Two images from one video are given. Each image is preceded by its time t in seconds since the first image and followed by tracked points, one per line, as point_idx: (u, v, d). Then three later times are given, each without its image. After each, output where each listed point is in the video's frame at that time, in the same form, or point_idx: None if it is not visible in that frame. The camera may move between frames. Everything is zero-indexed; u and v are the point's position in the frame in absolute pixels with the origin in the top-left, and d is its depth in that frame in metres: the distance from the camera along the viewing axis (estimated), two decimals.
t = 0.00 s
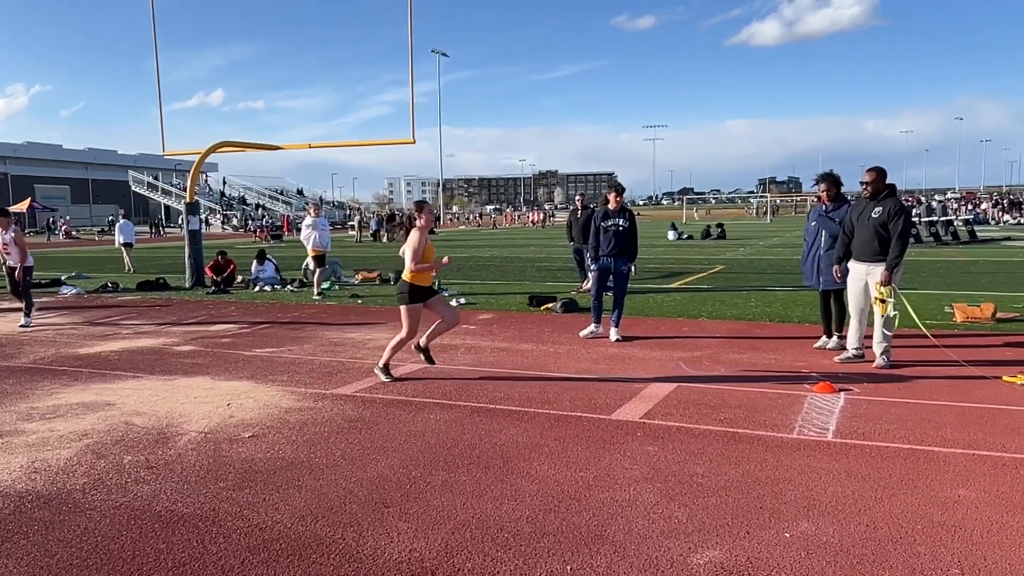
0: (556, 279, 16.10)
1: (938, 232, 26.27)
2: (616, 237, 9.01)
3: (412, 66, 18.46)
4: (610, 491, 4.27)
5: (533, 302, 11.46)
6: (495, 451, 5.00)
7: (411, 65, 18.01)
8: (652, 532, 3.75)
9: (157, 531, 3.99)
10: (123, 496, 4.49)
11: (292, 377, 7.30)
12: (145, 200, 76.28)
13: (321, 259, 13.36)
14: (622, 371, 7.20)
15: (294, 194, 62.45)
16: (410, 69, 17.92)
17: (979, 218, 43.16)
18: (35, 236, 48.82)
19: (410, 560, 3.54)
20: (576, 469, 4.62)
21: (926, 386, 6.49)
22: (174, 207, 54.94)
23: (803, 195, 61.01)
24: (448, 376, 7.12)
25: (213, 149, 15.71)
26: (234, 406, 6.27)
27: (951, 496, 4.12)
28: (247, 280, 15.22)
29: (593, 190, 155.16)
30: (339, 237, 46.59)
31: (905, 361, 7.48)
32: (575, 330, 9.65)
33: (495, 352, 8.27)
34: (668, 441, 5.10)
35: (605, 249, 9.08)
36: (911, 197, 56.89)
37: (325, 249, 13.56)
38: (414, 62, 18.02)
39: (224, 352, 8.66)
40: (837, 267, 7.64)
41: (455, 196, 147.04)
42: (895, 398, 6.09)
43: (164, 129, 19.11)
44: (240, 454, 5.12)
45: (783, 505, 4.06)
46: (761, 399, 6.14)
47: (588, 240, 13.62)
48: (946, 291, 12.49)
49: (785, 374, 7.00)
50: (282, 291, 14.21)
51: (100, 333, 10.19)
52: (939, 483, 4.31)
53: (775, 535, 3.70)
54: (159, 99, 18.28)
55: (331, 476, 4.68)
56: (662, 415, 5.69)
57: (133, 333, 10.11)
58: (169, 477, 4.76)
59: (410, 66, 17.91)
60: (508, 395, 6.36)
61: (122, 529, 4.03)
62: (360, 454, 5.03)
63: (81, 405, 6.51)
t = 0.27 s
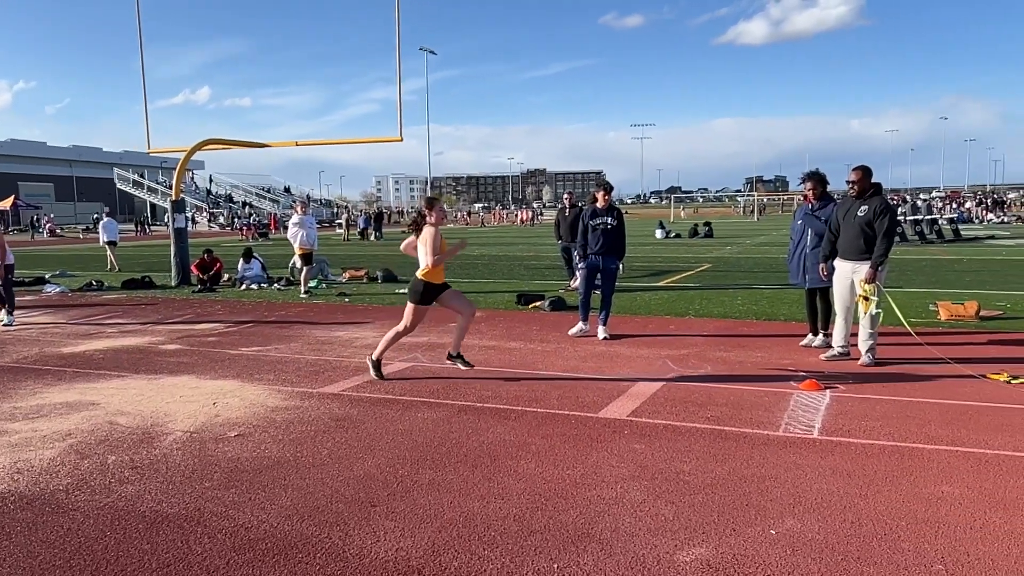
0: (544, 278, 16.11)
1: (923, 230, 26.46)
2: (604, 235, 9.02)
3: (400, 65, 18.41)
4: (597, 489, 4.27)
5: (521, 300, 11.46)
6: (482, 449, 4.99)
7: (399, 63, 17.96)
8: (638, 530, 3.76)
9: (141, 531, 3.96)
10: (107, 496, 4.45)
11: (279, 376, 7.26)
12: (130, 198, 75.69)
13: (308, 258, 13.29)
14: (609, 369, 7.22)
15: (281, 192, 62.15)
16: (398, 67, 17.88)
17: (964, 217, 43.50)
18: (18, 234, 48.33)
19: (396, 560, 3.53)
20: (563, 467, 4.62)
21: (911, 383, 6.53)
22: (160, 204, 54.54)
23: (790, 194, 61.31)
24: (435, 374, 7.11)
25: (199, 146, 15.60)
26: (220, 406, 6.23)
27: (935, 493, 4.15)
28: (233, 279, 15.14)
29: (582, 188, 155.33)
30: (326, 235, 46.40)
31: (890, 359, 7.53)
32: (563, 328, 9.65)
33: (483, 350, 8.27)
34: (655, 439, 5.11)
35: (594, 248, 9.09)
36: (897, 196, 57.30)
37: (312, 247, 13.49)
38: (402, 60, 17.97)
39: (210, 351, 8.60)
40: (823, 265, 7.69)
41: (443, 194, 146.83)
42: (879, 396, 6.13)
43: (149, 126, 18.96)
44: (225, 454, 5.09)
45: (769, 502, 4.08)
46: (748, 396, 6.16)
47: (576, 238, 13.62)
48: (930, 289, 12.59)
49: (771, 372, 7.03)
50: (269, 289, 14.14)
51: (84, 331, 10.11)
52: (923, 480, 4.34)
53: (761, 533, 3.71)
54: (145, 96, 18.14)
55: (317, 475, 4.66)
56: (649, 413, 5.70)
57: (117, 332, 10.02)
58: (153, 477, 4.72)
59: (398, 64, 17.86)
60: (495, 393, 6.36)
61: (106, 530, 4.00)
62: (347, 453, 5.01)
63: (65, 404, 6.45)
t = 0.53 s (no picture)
0: (532, 276, 16.11)
1: (908, 229, 26.64)
2: (592, 234, 9.04)
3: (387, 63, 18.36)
4: (584, 486, 4.28)
5: (509, 299, 11.47)
6: (470, 447, 4.99)
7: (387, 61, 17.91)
8: (625, 527, 3.76)
9: (125, 532, 3.93)
10: (90, 497, 4.41)
11: (265, 374, 7.22)
12: (115, 196, 75.08)
13: (295, 256, 13.21)
14: (597, 367, 7.23)
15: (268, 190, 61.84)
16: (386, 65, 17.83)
17: (948, 216, 43.86)
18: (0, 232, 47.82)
19: (382, 558, 3.52)
20: (550, 465, 4.62)
21: (896, 380, 6.58)
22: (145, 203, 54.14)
23: (777, 193, 61.64)
24: (423, 373, 7.10)
25: (185, 143, 15.49)
26: (205, 405, 6.19)
27: (918, 489, 4.19)
28: (220, 277, 15.05)
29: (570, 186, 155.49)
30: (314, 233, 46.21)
31: (874, 356, 7.59)
32: (551, 326, 9.66)
33: (471, 349, 8.26)
34: (642, 436, 5.12)
35: (582, 246, 9.10)
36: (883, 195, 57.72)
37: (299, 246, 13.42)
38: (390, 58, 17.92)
39: (196, 350, 8.55)
40: (810, 263, 7.73)
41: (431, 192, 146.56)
42: (864, 393, 6.17)
43: (134, 123, 18.82)
44: (211, 453, 5.06)
45: (755, 499, 4.09)
46: (734, 394, 6.19)
47: (564, 236, 13.63)
48: (915, 287, 12.71)
49: (758, 369, 7.06)
50: (255, 288, 14.07)
51: (67, 330, 10.01)
52: (907, 476, 4.37)
53: (747, 530, 3.73)
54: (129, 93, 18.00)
55: (304, 474, 4.63)
56: (636, 411, 5.72)
57: (102, 331, 9.93)
58: (138, 477, 4.69)
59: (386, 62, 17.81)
60: (483, 391, 6.35)
61: (89, 530, 3.96)
62: (334, 452, 4.99)
63: (48, 404, 6.39)
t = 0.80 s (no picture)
0: (520, 274, 16.11)
1: (893, 226, 26.82)
2: (581, 232, 9.04)
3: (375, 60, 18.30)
4: (571, 484, 4.28)
5: (497, 297, 11.46)
6: (457, 446, 4.98)
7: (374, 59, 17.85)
8: (612, 525, 3.77)
9: (109, 533, 3.90)
10: (73, 498, 4.37)
11: (251, 374, 7.18)
12: (101, 194, 74.47)
13: (282, 255, 13.14)
14: (584, 365, 7.23)
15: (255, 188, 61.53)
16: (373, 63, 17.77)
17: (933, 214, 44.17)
18: None
19: (369, 558, 3.51)
20: (537, 463, 4.62)
21: (881, 377, 6.63)
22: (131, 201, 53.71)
23: (764, 191, 61.91)
24: (410, 371, 7.09)
25: (171, 141, 15.38)
26: (190, 404, 6.15)
27: (903, 485, 4.21)
28: (206, 276, 14.95)
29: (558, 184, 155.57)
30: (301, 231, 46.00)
31: (860, 353, 7.64)
32: (539, 324, 9.65)
33: (458, 347, 8.24)
34: (629, 434, 5.13)
35: (570, 244, 9.10)
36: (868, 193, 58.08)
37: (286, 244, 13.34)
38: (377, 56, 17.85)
39: (181, 349, 8.49)
40: (796, 260, 7.75)
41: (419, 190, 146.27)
42: (850, 390, 6.21)
43: (119, 121, 18.67)
44: (196, 453, 5.02)
45: (741, 496, 4.11)
46: (721, 391, 6.20)
47: (553, 234, 13.63)
48: (899, 284, 12.80)
49: (744, 367, 7.09)
50: (242, 286, 13.99)
51: (51, 330, 9.92)
52: (892, 473, 4.40)
53: (732, 527, 3.74)
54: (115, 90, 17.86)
55: (290, 473, 4.61)
56: (623, 408, 5.72)
57: (86, 330, 9.84)
58: (122, 477, 4.65)
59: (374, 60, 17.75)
60: (470, 390, 6.34)
61: (73, 531, 3.93)
62: (320, 451, 4.97)
63: (31, 404, 6.32)
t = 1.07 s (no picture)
0: (508, 272, 16.11)
1: (879, 224, 27.00)
2: (569, 230, 9.05)
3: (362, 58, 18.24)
4: (558, 482, 4.28)
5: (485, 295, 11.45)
6: (444, 444, 4.97)
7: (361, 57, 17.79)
8: (599, 522, 3.77)
9: (93, 534, 3.86)
10: (57, 499, 4.33)
11: (237, 372, 7.14)
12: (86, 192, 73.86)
13: (269, 253, 13.08)
14: (572, 362, 7.24)
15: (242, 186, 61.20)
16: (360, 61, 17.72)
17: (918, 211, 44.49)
18: None
19: (355, 557, 3.50)
20: (525, 461, 4.62)
21: (866, 373, 6.67)
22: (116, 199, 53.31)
23: (750, 189, 62.19)
24: (398, 369, 7.07)
25: (156, 138, 15.27)
26: (176, 403, 6.11)
27: (887, 480, 4.24)
28: (192, 274, 14.86)
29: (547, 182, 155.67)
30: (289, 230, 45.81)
31: (845, 349, 7.69)
32: (527, 322, 9.65)
33: (446, 345, 8.23)
34: (616, 431, 5.14)
35: (558, 242, 9.11)
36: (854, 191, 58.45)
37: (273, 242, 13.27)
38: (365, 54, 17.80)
39: (167, 348, 8.43)
40: (783, 258, 7.78)
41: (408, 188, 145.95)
42: (835, 386, 6.25)
43: (103, 119, 18.52)
44: (181, 453, 4.98)
45: (727, 492, 4.12)
46: (708, 388, 6.23)
47: (541, 232, 13.63)
48: (884, 281, 12.90)
49: (731, 364, 7.12)
50: (229, 285, 13.92)
51: (35, 329, 9.83)
52: (876, 469, 4.43)
53: (719, 523, 3.75)
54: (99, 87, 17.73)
55: (276, 473, 4.59)
56: (611, 406, 5.73)
57: (70, 329, 9.76)
58: (106, 478, 4.61)
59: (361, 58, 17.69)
60: (458, 388, 6.34)
61: (56, 533, 3.89)
62: (307, 450, 4.95)
63: (14, 404, 6.26)
